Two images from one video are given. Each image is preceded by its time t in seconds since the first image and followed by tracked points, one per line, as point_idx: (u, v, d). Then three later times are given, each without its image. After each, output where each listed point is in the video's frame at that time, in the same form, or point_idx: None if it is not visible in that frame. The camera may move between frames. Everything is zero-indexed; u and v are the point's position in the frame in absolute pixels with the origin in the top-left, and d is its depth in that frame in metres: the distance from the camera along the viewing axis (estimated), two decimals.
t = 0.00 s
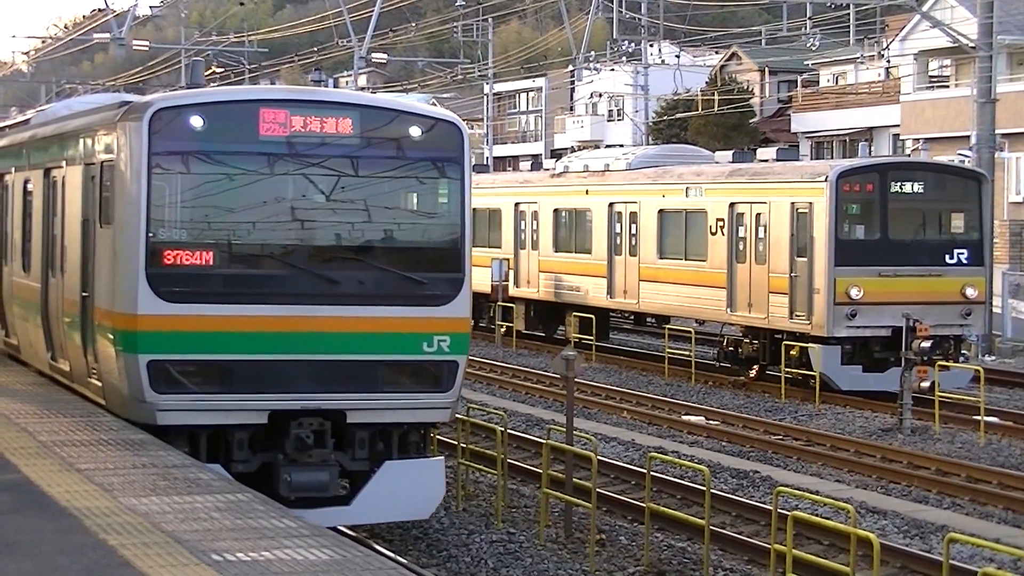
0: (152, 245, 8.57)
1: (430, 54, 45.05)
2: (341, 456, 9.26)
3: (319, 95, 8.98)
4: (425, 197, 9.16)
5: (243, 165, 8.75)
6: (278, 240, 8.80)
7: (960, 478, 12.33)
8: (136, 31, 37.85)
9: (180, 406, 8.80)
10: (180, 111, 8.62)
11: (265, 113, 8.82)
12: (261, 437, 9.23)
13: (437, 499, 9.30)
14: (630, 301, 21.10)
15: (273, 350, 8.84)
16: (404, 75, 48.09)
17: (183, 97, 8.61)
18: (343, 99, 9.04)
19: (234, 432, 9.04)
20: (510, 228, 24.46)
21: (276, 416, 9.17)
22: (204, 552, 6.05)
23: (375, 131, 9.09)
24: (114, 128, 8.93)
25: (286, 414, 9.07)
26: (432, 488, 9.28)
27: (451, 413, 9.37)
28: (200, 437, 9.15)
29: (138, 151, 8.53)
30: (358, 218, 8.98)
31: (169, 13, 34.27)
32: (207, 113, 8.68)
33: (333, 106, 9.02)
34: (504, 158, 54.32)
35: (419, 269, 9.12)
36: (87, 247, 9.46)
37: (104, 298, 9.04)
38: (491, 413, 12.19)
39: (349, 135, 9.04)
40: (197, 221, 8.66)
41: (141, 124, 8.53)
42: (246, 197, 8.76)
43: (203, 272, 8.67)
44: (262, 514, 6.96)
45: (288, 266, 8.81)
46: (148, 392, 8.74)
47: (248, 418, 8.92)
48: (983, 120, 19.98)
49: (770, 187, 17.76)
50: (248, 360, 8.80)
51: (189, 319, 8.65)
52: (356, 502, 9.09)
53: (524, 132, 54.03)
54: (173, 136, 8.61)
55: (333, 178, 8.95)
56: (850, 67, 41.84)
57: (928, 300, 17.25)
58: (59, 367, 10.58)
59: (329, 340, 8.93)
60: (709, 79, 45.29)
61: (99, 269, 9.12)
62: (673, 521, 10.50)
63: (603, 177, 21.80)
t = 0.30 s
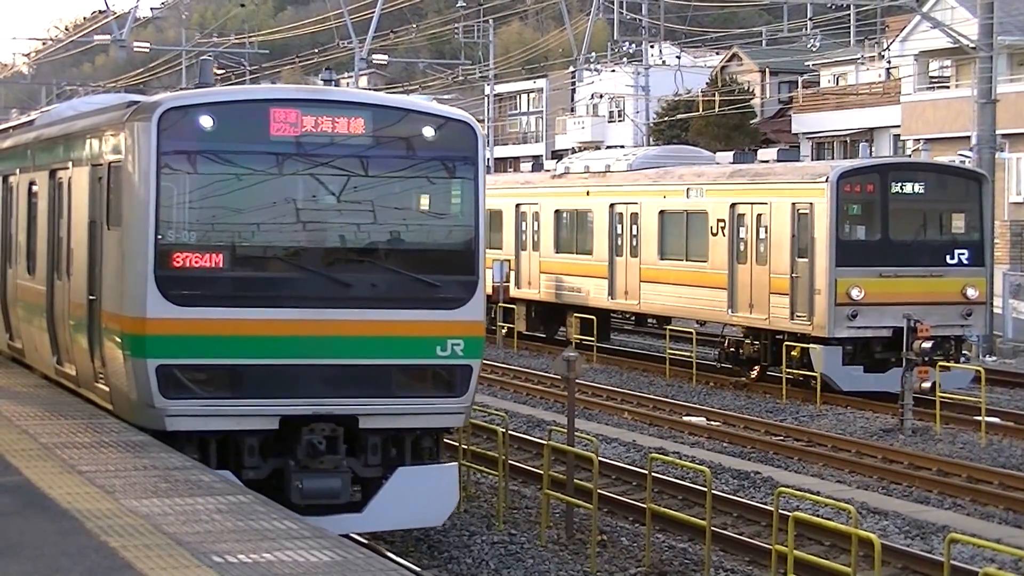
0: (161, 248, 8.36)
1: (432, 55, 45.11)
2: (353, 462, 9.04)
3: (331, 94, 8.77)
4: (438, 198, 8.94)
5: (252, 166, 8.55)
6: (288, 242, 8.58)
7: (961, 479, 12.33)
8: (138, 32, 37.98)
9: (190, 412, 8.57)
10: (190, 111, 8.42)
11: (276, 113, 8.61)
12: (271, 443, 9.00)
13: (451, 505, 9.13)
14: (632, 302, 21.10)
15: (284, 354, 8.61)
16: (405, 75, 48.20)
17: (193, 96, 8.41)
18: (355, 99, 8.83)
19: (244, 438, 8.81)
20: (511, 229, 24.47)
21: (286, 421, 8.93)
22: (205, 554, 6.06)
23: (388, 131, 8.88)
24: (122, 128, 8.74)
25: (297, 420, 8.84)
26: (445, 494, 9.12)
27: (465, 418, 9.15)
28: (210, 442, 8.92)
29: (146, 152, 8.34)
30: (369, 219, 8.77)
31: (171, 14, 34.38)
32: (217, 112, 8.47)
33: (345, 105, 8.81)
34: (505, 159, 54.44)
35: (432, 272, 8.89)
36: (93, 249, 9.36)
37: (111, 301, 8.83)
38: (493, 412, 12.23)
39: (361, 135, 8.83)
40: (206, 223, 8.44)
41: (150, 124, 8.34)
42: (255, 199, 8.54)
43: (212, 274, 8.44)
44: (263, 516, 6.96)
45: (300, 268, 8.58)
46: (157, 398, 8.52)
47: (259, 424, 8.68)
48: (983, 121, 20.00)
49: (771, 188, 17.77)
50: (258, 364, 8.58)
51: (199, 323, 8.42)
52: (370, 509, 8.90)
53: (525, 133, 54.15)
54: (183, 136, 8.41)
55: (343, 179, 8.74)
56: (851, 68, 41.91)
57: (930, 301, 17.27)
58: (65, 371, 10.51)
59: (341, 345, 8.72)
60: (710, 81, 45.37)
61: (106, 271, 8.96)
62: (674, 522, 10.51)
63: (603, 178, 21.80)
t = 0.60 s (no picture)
0: (169, 249, 8.12)
1: (430, 57, 45.18)
2: (364, 469, 8.80)
3: (343, 92, 8.53)
4: (450, 199, 8.72)
5: (262, 166, 8.30)
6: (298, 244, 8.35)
7: (958, 480, 12.34)
8: (136, 33, 38.03)
9: (198, 418, 8.32)
10: (198, 110, 8.17)
11: (286, 112, 8.36)
12: (281, 450, 8.76)
13: (464, 513, 8.88)
14: (630, 304, 21.10)
15: (295, 359, 8.37)
16: (403, 76, 48.29)
17: (202, 94, 8.15)
18: (366, 97, 8.59)
19: (253, 444, 8.56)
20: (509, 230, 24.50)
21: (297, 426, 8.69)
22: (203, 555, 6.06)
23: (401, 131, 8.65)
24: (127, 126, 8.48)
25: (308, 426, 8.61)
26: (458, 502, 8.87)
27: (479, 424, 8.92)
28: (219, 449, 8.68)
29: (154, 151, 8.08)
30: (380, 221, 8.54)
31: (169, 15, 34.43)
32: (226, 111, 8.23)
33: (356, 104, 8.57)
34: (503, 160, 54.54)
35: (447, 275, 8.69)
36: (99, 250, 9.14)
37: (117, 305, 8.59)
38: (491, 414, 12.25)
39: (373, 135, 8.60)
40: (214, 224, 8.21)
41: (158, 123, 8.08)
42: (265, 200, 8.31)
43: (221, 277, 8.20)
44: (261, 517, 6.95)
45: (312, 270, 8.36)
46: (164, 403, 8.27)
47: (268, 430, 8.44)
48: (980, 122, 20.02)
49: (769, 190, 17.77)
50: (268, 368, 8.34)
51: (208, 326, 8.18)
52: (382, 517, 8.67)
53: (523, 134, 54.24)
54: (191, 135, 8.16)
55: (355, 180, 8.50)
56: (848, 70, 41.97)
57: (928, 303, 17.25)
58: (69, 375, 10.30)
59: (353, 349, 8.49)
60: (708, 82, 45.43)
61: (111, 274, 8.74)
62: (673, 523, 10.51)
63: (602, 180, 21.81)
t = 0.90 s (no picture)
0: (179, 250, 8.05)
1: (429, 57, 45.12)
2: (379, 476, 8.65)
3: (357, 90, 8.44)
4: (465, 199, 8.61)
5: (274, 164, 8.22)
6: (311, 245, 8.26)
7: (956, 481, 12.36)
8: (133, 33, 37.92)
9: (209, 423, 8.23)
10: (210, 107, 8.10)
11: (299, 110, 8.29)
12: (292, 457, 8.64)
13: (479, 520, 8.77)
14: (628, 304, 21.11)
15: (307, 362, 8.29)
16: (401, 76, 48.22)
17: (213, 92, 8.09)
18: (382, 95, 8.49)
19: (265, 450, 8.46)
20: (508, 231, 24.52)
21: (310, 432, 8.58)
22: (201, 555, 6.05)
23: (416, 129, 8.55)
24: (137, 124, 8.40)
25: (321, 432, 8.51)
26: (473, 509, 8.76)
27: (494, 429, 8.81)
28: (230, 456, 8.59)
29: (164, 149, 8.01)
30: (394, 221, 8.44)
31: (167, 16, 34.39)
32: (237, 109, 8.15)
33: (370, 101, 8.47)
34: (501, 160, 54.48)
35: (464, 277, 8.59)
36: (107, 250, 9.04)
37: (126, 307, 8.51)
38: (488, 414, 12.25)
39: (387, 133, 8.49)
40: (226, 224, 8.13)
41: (168, 121, 8.01)
42: (276, 199, 8.22)
43: (232, 279, 8.12)
44: (259, 517, 6.93)
45: (325, 272, 8.28)
46: (174, 408, 8.19)
47: (282, 435, 8.35)
48: (979, 123, 20.02)
49: (767, 191, 17.79)
50: (280, 372, 8.26)
51: (218, 329, 8.10)
52: (396, 524, 8.52)
53: (521, 135, 54.19)
54: (202, 134, 8.09)
55: (368, 179, 8.40)
56: (847, 71, 41.79)
57: (926, 303, 17.25)
58: (74, 378, 10.17)
59: (366, 352, 8.40)
60: (707, 83, 45.37)
61: (118, 275, 8.65)
62: (670, 524, 10.50)
63: (600, 180, 21.82)
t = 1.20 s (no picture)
0: (191, 248, 7.77)
1: (427, 53, 45.12)
2: (397, 479, 8.39)
3: (373, 82, 8.15)
4: (484, 195, 8.31)
5: (288, 159, 7.94)
6: (326, 242, 7.98)
7: (954, 476, 12.37)
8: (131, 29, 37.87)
9: (222, 426, 7.95)
10: (222, 100, 7.83)
11: (313, 103, 8.02)
12: (309, 460, 8.37)
13: (501, 523, 8.38)
14: (626, 300, 21.11)
15: (323, 363, 7.99)
16: (398, 72, 48.21)
17: (225, 84, 7.83)
18: (399, 87, 8.20)
19: (279, 454, 8.18)
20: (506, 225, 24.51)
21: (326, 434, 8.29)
22: (200, 551, 6.05)
23: (434, 123, 8.25)
24: (146, 118, 8.13)
25: (337, 435, 8.21)
26: (495, 513, 8.36)
27: (516, 431, 8.49)
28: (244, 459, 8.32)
29: (175, 144, 7.74)
30: (412, 217, 8.15)
31: (165, 11, 34.40)
32: (250, 102, 7.89)
33: (387, 94, 8.17)
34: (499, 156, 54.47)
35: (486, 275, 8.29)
36: (116, 249, 8.69)
37: (135, 307, 8.22)
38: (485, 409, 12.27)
39: (405, 127, 8.19)
40: (239, 219, 7.85)
41: (178, 115, 7.75)
42: (290, 196, 7.94)
43: (246, 277, 7.84)
44: (258, 513, 6.93)
45: (342, 270, 7.99)
46: (186, 411, 7.90)
47: (296, 437, 8.05)
48: (978, 118, 20.01)
49: (765, 185, 17.80)
50: (296, 374, 7.96)
51: (232, 330, 7.81)
52: (414, 530, 8.16)
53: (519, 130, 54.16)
54: (214, 128, 7.81)
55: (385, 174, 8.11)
56: (846, 66, 41.67)
57: (925, 298, 17.21)
58: (82, 379, 9.82)
59: (384, 353, 8.10)
60: (705, 78, 45.37)
61: (127, 274, 8.36)
62: (669, 519, 10.51)
63: (598, 175, 21.82)
